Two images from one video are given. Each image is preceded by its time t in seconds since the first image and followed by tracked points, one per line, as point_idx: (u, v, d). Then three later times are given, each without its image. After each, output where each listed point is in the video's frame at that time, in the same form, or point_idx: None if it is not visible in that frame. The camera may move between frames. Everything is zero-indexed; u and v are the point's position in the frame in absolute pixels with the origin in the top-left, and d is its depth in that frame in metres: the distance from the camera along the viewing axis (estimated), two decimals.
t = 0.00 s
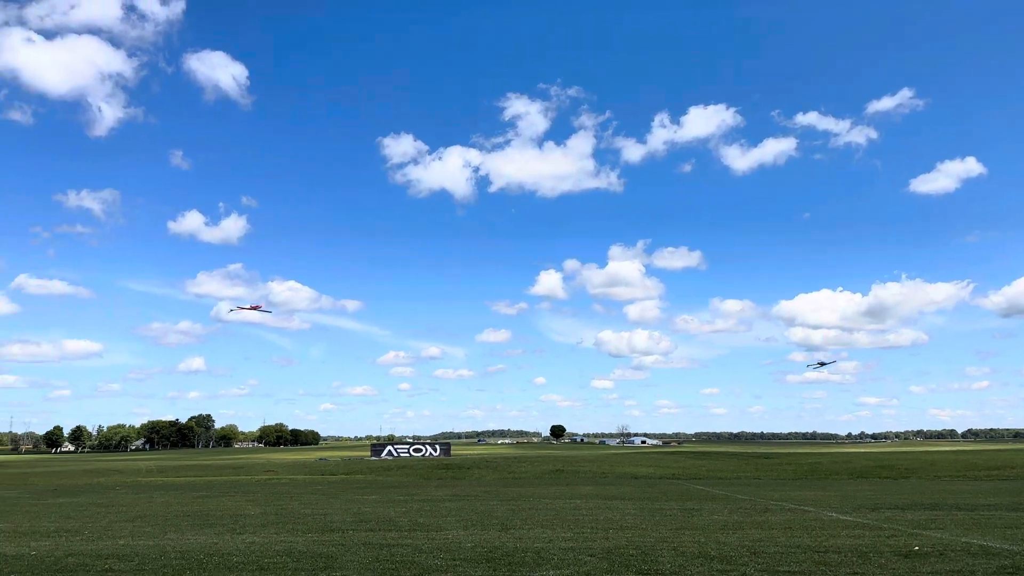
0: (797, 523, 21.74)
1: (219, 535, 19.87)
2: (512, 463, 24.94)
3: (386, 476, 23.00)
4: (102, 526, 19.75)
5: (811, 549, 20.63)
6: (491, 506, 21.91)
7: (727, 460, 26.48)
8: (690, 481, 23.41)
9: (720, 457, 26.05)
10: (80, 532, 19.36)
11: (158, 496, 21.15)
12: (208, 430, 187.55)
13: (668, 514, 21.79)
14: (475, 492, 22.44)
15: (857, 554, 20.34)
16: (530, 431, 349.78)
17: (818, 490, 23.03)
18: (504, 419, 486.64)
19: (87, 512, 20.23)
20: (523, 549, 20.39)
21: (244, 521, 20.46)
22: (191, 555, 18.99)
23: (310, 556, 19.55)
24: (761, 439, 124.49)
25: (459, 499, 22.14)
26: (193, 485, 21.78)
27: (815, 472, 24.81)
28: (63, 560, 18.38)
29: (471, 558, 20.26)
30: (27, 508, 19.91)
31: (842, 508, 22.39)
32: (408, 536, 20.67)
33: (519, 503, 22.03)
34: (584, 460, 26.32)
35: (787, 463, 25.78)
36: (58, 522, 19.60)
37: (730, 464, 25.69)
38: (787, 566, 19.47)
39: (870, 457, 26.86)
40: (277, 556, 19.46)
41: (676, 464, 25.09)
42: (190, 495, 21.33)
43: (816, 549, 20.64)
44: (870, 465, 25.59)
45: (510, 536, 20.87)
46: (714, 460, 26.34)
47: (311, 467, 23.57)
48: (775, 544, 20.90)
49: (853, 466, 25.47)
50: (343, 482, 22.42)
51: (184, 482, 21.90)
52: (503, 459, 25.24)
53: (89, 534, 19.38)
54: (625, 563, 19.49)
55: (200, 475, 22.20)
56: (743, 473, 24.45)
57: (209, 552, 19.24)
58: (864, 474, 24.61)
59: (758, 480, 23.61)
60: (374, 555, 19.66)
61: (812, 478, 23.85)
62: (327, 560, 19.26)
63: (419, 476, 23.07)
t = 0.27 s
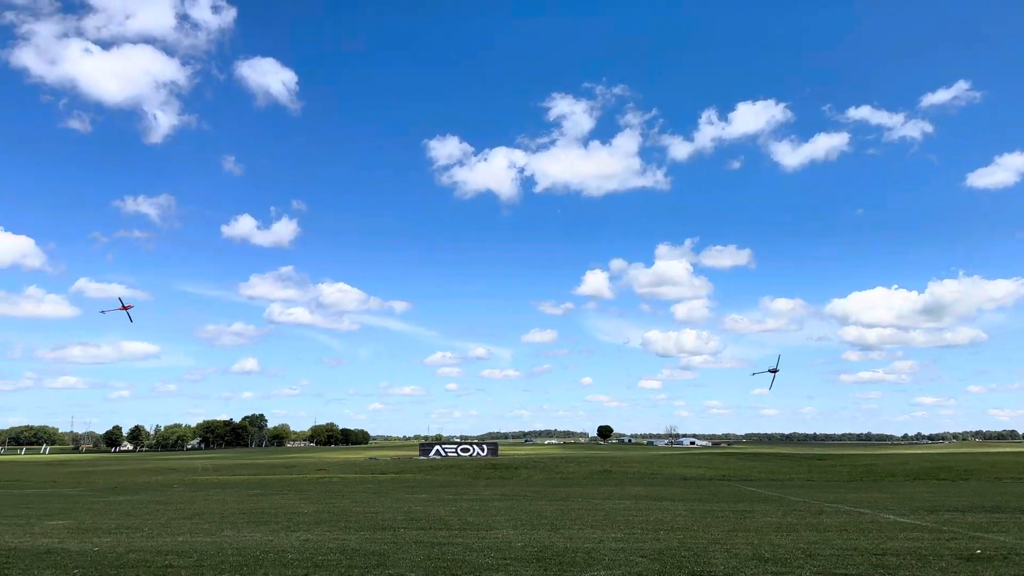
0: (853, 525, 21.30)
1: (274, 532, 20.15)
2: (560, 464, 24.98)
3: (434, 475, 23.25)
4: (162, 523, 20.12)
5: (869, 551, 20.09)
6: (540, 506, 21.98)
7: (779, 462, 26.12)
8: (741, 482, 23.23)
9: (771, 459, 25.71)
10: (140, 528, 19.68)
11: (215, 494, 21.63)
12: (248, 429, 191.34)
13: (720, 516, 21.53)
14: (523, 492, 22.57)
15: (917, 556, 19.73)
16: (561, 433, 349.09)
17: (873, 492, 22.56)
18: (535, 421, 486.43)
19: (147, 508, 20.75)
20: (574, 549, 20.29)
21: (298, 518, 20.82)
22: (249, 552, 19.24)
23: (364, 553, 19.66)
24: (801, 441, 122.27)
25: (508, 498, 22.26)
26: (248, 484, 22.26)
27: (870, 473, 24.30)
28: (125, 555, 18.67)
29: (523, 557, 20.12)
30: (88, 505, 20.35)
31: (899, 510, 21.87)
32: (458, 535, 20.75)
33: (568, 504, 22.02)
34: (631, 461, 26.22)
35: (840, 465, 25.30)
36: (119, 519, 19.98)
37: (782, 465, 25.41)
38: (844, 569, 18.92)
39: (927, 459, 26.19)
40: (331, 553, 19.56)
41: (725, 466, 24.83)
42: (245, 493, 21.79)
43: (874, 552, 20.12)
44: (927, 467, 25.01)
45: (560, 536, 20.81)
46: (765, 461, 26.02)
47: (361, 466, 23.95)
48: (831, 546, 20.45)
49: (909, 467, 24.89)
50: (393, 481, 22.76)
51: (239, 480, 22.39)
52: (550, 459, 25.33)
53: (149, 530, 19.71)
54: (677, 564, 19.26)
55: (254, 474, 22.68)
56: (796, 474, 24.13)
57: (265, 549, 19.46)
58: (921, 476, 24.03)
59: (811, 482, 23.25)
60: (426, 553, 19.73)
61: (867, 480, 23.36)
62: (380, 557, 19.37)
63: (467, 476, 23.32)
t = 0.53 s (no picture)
0: (925, 531, 20.62)
1: (339, 532, 20.47)
2: (619, 466, 24.79)
3: (493, 476, 23.22)
4: (230, 522, 20.56)
5: (943, 558, 19.42)
6: (600, 509, 21.75)
7: (845, 466, 25.47)
8: (807, 486, 22.64)
9: (836, 462, 25.11)
10: (210, 527, 20.11)
11: (280, 494, 21.99)
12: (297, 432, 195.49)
13: (785, 521, 21.08)
14: (583, 494, 22.36)
15: (995, 563, 18.99)
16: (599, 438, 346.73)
17: (946, 497, 21.83)
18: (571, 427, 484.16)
19: (215, 508, 21.17)
20: (636, 553, 20.05)
21: (362, 519, 21.04)
22: (315, 551, 19.58)
23: (427, 554, 19.80)
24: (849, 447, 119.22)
25: (568, 500, 22.10)
26: (311, 484, 22.56)
27: (942, 477, 23.53)
28: (196, 553, 19.09)
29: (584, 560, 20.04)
30: (159, 504, 20.84)
31: (974, 516, 21.10)
32: (519, 537, 20.73)
33: (629, 506, 21.81)
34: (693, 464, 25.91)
35: (910, 469, 24.55)
36: (189, 518, 20.44)
37: (849, 468, 24.75)
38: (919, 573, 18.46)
39: (1001, 463, 25.24)
40: (395, 553, 19.77)
41: (789, 469, 24.32)
42: (309, 493, 22.09)
43: (949, 558, 19.42)
44: (1002, 471, 24.05)
45: (622, 539, 20.58)
46: (830, 465, 25.42)
47: (420, 468, 24.05)
48: (904, 552, 19.79)
49: (982, 471, 24.02)
50: (453, 482, 22.80)
51: (303, 481, 22.71)
52: (609, 462, 25.14)
53: (219, 530, 20.16)
54: (742, 569, 18.95)
55: (317, 475, 22.98)
56: (864, 478, 23.47)
57: (331, 549, 19.75)
58: (996, 480, 23.16)
59: (880, 486, 22.59)
60: (488, 555, 19.78)
61: (939, 484, 22.62)
62: (443, 558, 19.50)
63: (527, 477, 23.22)
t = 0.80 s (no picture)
0: (1014, 544, 19.71)
1: (408, 538, 20.63)
2: (685, 476, 24.48)
3: (559, 485, 23.14)
4: (303, 527, 20.90)
5: None
6: (669, 519, 21.47)
7: (922, 476, 24.63)
8: (884, 497, 21.97)
9: (913, 473, 24.32)
10: (284, 532, 20.46)
11: (349, 500, 22.28)
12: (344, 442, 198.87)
13: (862, 533, 20.48)
14: (651, 504, 22.10)
15: None
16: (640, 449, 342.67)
17: None
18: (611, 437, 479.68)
19: (288, 513, 21.55)
20: (709, 564, 19.61)
21: (430, 525, 21.17)
22: (386, 557, 19.73)
23: (496, 561, 19.73)
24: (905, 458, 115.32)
25: (636, 510, 21.87)
26: (379, 490, 22.81)
27: None
28: (272, 558, 19.40)
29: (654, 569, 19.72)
30: (234, 509, 21.32)
31: None
32: (588, 546, 20.53)
33: (699, 517, 21.47)
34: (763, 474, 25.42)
35: (992, 480, 23.61)
36: (264, 523, 20.85)
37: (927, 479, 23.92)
38: None
39: None
40: (464, 560, 19.76)
41: (863, 480, 23.64)
42: (378, 499, 22.33)
43: None
44: None
45: (693, 550, 20.22)
46: (906, 475, 24.63)
47: (485, 476, 24.12)
48: (992, 565, 18.90)
49: None
50: (519, 490, 22.79)
51: (371, 487, 22.99)
52: (675, 471, 24.83)
53: (293, 534, 20.51)
54: None
55: (384, 481, 23.22)
56: (943, 489, 22.66)
57: (402, 555, 19.86)
58: None
59: (962, 497, 21.77)
60: (558, 563, 19.62)
61: None
62: (512, 565, 19.45)
63: (592, 486, 23.08)
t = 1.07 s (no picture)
0: None
1: (477, 553, 20.55)
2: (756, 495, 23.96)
3: (626, 502, 22.87)
4: (373, 541, 21.03)
5: None
6: (742, 538, 20.95)
7: (1008, 496, 23.62)
8: (969, 517, 21.12)
9: (998, 493, 23.35)
10: (355, 547, 20.58)
11: (417, 515, 22.36)
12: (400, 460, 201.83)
13: (947, 553, 19.65)
14: (723, 523, 21.64)
15: None
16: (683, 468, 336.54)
17: None
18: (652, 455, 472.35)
19: (358, 527, 21.72)
20: None
21: (498, 541, 21.07)
22: (456, 571, 19.59)
23: None
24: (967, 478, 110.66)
25: (707, 529, 21.43)
26: (446, 505, 22.83)
27: None
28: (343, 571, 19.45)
29: None
30: (306, 523, 21.59)
31: None
32: (659, 564, 20.03)
33: (773, 536, 20.94)
34: (836, 493, 24.73)
35: None
36: (335, 537, 21.05)
37: (1014, 499, 22.92)
38: None
39: None
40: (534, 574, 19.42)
41: (944, 500, 22.75)
42: (446, 515, 22.35)
43: None
44: None
45: (770, 569, 19.61)
46: (990, 495, 23.68)
47: (551, 492, 23.99)
48: None
49: None
50: (586, 507, 22.58)
51: (438, 502, 23.06)
52: (744, 490, 24.33)
53: (363, 548, 20.62)
54: None
55: (451, 496, 23.26)
56: None
57: (471, 569, 19.67)
58: None
59: None
60: None
61: None
62: None
63: (660, 504, 22.75)
